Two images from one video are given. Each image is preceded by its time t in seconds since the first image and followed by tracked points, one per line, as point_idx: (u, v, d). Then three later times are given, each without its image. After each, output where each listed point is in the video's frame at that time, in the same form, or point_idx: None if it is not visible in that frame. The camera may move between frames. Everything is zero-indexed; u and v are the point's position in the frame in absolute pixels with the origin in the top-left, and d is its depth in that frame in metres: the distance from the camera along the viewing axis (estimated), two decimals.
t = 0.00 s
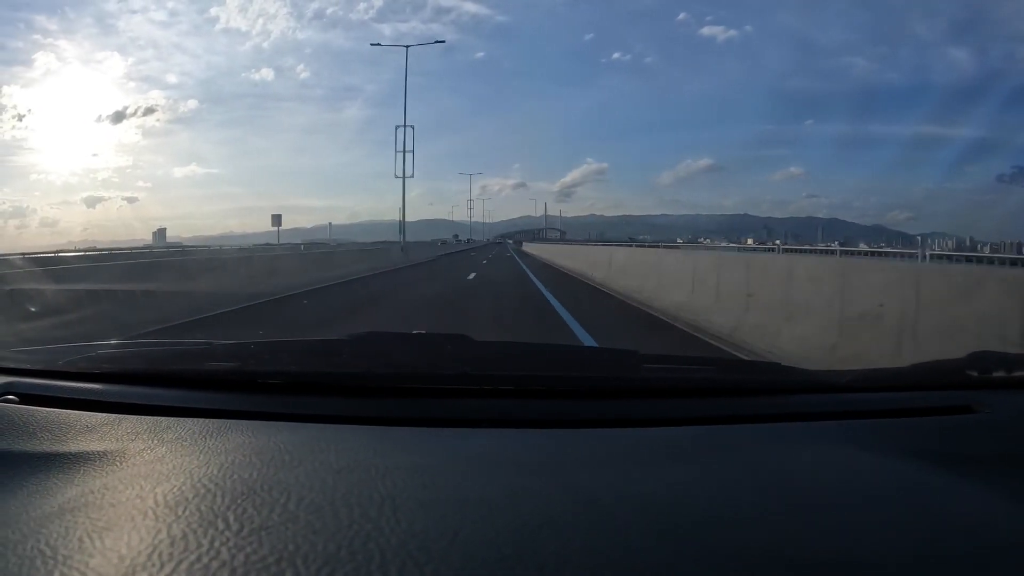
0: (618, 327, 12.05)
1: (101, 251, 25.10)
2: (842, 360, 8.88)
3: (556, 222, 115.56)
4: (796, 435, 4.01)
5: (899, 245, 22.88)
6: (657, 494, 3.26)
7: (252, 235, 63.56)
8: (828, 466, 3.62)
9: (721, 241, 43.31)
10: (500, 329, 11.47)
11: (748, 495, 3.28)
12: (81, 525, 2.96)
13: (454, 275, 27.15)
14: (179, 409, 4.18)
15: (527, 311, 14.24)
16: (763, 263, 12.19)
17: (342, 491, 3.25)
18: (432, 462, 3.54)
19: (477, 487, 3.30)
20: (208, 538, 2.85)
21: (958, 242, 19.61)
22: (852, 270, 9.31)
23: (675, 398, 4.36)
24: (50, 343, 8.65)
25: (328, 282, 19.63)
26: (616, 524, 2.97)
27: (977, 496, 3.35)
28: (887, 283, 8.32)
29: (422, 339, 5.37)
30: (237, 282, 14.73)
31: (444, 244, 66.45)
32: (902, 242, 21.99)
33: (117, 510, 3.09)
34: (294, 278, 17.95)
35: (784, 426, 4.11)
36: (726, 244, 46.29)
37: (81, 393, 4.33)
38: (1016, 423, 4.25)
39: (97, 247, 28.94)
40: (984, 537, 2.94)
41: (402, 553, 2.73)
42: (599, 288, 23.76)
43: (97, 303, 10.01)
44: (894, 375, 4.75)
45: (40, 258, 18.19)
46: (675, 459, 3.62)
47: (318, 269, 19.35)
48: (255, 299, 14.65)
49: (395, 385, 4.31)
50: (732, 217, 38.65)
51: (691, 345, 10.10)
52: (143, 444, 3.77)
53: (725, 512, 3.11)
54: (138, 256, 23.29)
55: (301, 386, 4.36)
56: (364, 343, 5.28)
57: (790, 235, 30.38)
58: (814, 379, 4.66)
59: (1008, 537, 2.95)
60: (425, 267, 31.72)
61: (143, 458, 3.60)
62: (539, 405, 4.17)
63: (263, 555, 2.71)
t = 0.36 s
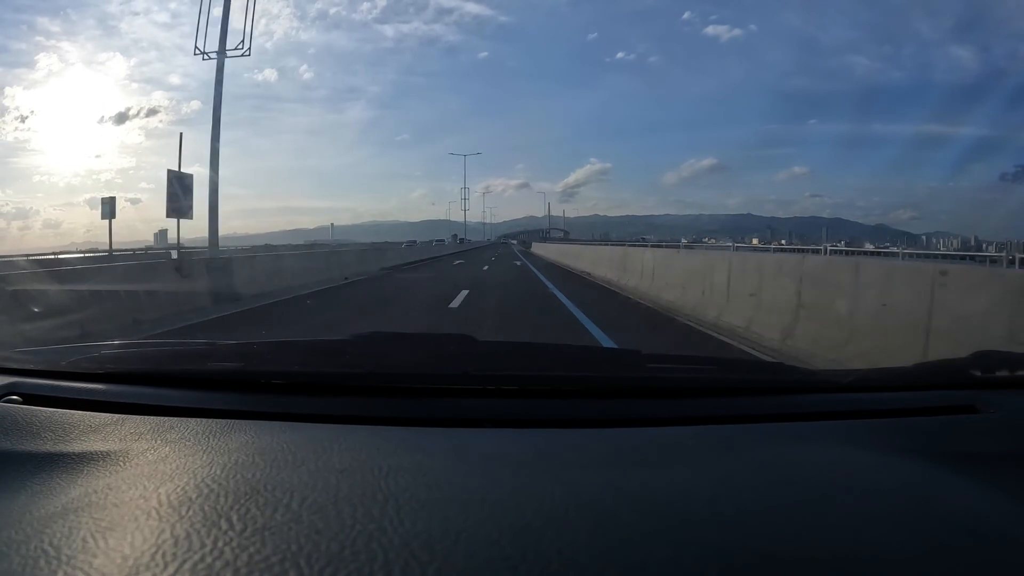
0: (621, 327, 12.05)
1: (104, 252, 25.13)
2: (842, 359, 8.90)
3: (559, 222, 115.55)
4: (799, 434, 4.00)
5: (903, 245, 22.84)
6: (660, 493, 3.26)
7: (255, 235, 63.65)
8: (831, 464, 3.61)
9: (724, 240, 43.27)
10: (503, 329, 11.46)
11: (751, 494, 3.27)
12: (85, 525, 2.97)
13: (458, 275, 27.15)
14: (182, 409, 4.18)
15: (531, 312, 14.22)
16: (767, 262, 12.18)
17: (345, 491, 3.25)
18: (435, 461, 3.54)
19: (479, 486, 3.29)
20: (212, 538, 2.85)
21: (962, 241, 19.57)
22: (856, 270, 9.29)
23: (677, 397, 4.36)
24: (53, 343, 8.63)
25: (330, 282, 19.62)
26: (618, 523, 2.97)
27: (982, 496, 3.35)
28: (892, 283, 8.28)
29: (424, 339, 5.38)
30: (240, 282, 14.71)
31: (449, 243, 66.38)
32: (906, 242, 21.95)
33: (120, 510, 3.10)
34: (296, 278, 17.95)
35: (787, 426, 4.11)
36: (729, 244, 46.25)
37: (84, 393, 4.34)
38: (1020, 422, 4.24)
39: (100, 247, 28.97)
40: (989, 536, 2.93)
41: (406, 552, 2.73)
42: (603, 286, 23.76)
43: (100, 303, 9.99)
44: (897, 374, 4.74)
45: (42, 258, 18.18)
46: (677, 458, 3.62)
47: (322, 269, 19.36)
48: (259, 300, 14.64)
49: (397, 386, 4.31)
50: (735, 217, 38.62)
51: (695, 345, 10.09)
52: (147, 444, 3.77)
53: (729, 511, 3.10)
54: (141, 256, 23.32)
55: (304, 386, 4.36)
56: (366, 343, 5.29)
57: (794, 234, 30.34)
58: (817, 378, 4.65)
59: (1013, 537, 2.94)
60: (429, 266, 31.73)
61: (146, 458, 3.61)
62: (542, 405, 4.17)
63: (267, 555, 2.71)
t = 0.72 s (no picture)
0: (622, 326, 12.02)
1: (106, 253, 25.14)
2: (838, 357, 8.94)
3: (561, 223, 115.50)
4: (799, 434, 3.99)
5: (906, 245, 22.82)
6: (659, 492, 3.25)
7: (257, 236, 63.56)
8: (831, 463, 3.61)
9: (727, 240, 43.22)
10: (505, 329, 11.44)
11: (751, 493, 3.26)
12: (85, 528, 2.97)
13: (460, 275, 27.14)
14: (182, 410, 4.19)
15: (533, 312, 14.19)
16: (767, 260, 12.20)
17: (345, 491, 3.25)
18: (435, 461, 3.54)
19: (479, 486, 3.29)
20: (212, 540, 2.86)
21: (965, 240, 19.55)
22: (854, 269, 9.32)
23: (676, 397, 4.36)
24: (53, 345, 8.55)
25: (332, 283, 19.60)
26: (618, 523, 2.97)
27: (983, 494, 3.34)
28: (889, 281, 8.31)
29: (424, 339, 5.38)
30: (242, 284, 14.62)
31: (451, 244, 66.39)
32: (908, 241, 21.92)
33: (120, 512, 3.10)
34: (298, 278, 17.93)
35: (787, 425, 4.10)
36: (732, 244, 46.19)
37: (84, 395, 4.34)
38: (1020, 419, 4.23)
39: (103, 249, 29.01)
40: (991, 535, 2.92)
41: (406, 553, 2.73)
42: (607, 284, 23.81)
43: (100, 305, 9.90)
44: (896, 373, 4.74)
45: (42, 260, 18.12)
46: (677, 458, 3.61)
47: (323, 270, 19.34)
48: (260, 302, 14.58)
49: (396, 386, 4.31)
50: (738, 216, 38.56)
51: (696, 344, 10.08)
52: (147, 446, 3.78)
53: (729, 511, 3.10)
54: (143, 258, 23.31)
55: (303, 387, 4.37)
56: (366, 343, 5.29)
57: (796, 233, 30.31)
58: (817, 377, 4.64)
59: (1015, 535, 2.92)
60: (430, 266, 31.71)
61: (146, 460, 3.61)
62: (541, 405, 4.17)
63: (267, 556, 2.72)
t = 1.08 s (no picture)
0: (624, 326, 12.00)
1: (108, 254, 25.17)
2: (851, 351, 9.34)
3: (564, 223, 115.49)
4: (799, 433, 3.98)
5: (909, 244, 22.78)
6: (660, 492, 3.25)
7: (260, 237, 63.61)
8: (832, 463, 3.59)
9: (730, 240, 43.19)
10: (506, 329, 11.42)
11: (751, 492, 3.26)
12: (84, 528, 2.97)
13: (462, 275, 27.13)
14: (182, 411, 4.19)
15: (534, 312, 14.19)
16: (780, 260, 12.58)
17: (344, 491, 3.25)
18: (434, 461, 3.54)
19: (479, 486, 3.29)
20: (211, 540, 2.86)
21: (970, 240, 19.51)
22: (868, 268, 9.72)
23: (676, 396, 4.35)
24: (52, 346, 8.48)
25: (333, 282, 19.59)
26: (618, 522, 2.96)
27: (983, 492, 3.33)
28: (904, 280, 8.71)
29: (424, 339, 5.38)
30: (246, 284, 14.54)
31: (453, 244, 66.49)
32: (912, 241, 21.88)
33: (120, 512, 3.10)
34: (300, 280, 17.90)
35: (787, 424, 4.09)
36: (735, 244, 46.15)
37: (85, 396, 4.35)
38: (1021, 416, 4.23)
39: (106, 250, 29.09)
40: (992, 533, 2.91)
41: (406, 553, 2.73)
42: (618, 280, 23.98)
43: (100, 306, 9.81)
44: (897, 371, 4.73)
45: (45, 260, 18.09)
46: (677, 457, 3.60)
47: (325, 270, 19.35)
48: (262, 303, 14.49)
49: (397, 386, 4.31)
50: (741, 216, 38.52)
51: (698, 343, 10.07)
52: (146, 446, 3.78)
53: (729, 509, 3.09)
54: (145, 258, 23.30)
55: (303, 386, 4.37)
56: (366, 343, 5.29)
57: (799, 233, 30.27)
58: (817, 376, 4.63)
59: (1015, 533, 2.92)
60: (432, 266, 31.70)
61: (146, 460, 3.62)
62: (541, 404, 4.17)
63: (266, 556, 2.71)
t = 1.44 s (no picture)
0: (626, 325, 11.99)
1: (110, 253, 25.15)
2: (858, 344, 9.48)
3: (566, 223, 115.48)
4: (802, 432, 3.98)
5: (913, 244, 22.72)
6: (662, 491, 3.24)
7: (262, 238, 63.56)
8: (834, 462, 3.59)
9: (732, 240, 43.12)
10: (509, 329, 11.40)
11: (754, 491, 3.26)
12: (88, 527, 2.98)
13: (465, 275, 27.11)
14: (185, 410, 4.20)
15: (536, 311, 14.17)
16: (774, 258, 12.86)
17: (347, 491, 3.25)
18: (437, 461, 3.54)
19: (482, 486, 3.29)
20: (215, 539, 2.86)
21: (975, 241, 19.48)
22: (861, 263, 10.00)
23: (679, 396, 4.34)
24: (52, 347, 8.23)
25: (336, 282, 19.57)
26: (621, 522, 2.96)
27: (987, 492, 3.32)
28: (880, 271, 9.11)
29: (426, 338, 5.38)
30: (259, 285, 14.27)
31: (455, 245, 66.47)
32: (915, 241, 21.83)
33: (124, 511, 3.11)
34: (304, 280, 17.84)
35: (791, 424, 4.08)
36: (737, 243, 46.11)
37: (88, 395, 4.35)
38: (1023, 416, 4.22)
39: (108, 250, 29.07)
40: (996, 533, 2.91)
41: (409, 552, 2.73)
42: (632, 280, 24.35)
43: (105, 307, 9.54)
44: (899, 372, 4.73)
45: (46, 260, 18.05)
46: (679, 456, 3.60)
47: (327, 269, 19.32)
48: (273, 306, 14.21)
49: (399, 386, 4.31)
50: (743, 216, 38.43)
51: (701, 342, 10.04)
52: (150, 446, 3.79)
53: (733, 509, 3.09)
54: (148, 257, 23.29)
55: (306, 386, 4.37)
56: (368, 343, 5.29)
57: (802, 233, 30.22)
58: (819, 376, 4.63)
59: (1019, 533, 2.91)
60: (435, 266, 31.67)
61: (149, 459, 3.62)
62: (544, 404, 4.17)
63: (270, 556, 2.72)
